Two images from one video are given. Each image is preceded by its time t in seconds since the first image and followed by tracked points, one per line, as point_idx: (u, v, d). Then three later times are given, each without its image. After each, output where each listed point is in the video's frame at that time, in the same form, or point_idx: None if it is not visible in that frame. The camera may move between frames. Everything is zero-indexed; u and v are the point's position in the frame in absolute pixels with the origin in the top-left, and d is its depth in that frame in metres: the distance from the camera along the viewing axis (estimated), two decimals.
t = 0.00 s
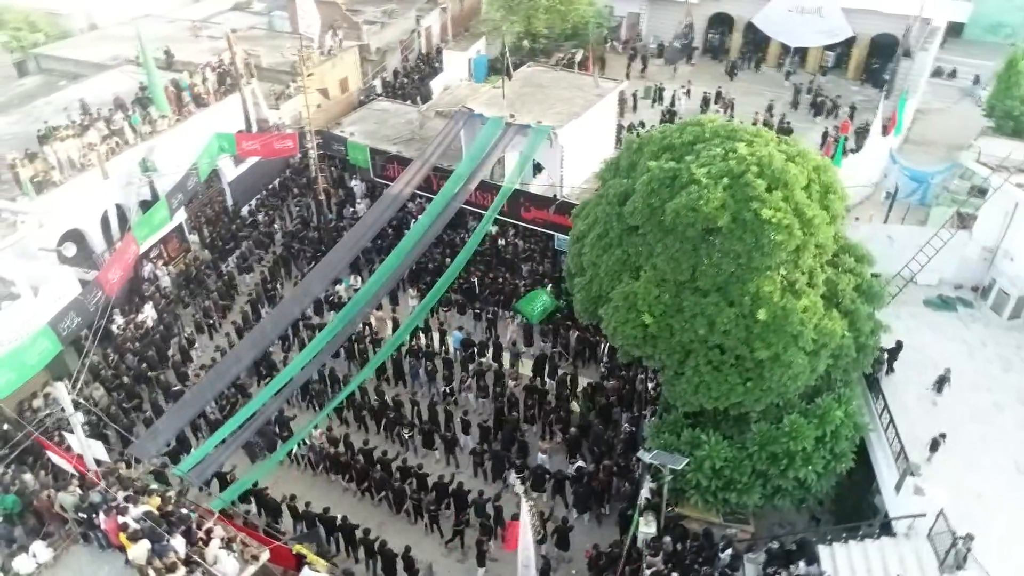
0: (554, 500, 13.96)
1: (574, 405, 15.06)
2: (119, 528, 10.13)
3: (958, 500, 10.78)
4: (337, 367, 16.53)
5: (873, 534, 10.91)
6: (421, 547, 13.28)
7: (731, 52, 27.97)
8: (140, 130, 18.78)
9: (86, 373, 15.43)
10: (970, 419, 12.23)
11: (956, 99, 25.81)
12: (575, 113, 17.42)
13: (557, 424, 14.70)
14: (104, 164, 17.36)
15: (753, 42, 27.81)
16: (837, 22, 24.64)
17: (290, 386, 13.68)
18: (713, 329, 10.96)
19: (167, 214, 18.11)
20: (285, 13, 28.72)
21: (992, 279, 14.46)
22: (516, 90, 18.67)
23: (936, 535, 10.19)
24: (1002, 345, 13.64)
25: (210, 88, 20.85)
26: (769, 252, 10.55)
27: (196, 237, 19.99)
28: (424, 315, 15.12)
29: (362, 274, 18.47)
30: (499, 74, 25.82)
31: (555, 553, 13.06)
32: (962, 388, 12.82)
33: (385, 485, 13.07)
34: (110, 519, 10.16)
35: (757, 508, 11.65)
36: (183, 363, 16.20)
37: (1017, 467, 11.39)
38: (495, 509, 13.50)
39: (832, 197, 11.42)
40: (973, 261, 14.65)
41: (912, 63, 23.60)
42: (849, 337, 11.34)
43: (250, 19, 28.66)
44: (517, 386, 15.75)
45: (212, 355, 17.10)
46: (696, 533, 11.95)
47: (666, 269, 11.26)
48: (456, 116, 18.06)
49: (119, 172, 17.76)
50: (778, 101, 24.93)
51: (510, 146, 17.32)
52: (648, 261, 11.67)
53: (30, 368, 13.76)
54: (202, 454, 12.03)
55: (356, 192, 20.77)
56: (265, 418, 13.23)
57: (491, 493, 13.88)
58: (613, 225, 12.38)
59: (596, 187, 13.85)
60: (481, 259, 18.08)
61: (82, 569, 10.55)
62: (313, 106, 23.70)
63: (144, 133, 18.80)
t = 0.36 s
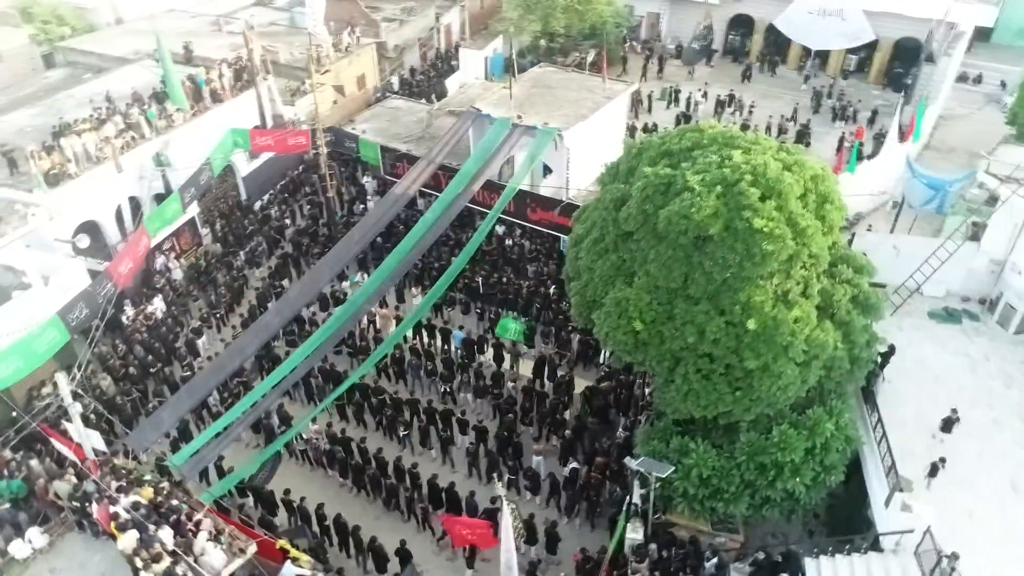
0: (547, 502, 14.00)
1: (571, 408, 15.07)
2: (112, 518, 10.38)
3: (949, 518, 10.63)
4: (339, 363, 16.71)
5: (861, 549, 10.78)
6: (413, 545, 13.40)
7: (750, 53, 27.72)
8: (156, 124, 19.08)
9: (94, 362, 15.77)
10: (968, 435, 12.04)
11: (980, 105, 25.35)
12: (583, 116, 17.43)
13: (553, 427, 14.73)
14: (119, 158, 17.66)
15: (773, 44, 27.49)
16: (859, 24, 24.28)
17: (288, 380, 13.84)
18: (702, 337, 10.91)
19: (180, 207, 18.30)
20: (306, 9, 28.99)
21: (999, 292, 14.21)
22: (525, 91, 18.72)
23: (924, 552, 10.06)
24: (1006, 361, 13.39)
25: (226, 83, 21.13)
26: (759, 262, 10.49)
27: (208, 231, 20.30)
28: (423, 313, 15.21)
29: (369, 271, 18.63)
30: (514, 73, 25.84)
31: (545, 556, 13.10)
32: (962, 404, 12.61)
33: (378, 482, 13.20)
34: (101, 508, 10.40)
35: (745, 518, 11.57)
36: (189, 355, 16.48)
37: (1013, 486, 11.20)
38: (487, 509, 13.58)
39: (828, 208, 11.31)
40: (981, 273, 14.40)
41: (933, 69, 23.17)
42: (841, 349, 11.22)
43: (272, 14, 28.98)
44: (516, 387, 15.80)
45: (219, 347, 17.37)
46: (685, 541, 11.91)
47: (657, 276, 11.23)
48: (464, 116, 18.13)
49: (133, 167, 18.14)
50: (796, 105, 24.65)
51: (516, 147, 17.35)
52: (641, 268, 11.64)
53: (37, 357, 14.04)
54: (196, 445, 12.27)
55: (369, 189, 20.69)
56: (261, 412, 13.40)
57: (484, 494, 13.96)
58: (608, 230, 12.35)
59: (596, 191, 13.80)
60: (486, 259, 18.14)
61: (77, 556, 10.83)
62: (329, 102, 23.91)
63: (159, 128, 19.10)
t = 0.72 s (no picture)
0: (539, 505, 14.01)
1: (567, 412, 15.06)
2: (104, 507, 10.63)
3: (938, 536, 10.48)
4: (341, 359, 16.87)
5: (847, 563, 10.51)
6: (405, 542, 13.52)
7: (770, 55, 27.48)
8: (171, 120, 19.41)
9: (104, 352, 16.13)
10: (964, 451, 11.84)
11: (1005, 112, 24.80)
12: (590, 118, 17.42)
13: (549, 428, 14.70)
14: (131, 152, 18.05)
15: (793, 47, 27.18)
16: (881, 28, 23.87)
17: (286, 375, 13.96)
18: (691, 346, 10.88)
19: (192, 201, 18.69)
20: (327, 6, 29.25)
21: (1005, 305, 13.96)
22: (535, 91, 18.73)
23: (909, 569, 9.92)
24: (1009, 375, 13.14)
25: (242, 80, 21.40)
26: (749, 271, 10.43)
27: (220, 225, 20.58)
28: (424, 312, 15.27)
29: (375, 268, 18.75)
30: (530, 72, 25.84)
31: (534, 559, 13.10)
32: (960, 419, 12.39)
33: (372, 479, 13.32)
34: (93, 498, 10.71)
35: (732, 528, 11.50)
36: (196, 348, 16.76)
37: (1006, 505, 10.99)
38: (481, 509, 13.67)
39: (823, 218, 11.21)
40: (988, 285, 14.15)
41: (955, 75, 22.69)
42: (834, 361, 11.11)
43: (293, 10, 29.29)
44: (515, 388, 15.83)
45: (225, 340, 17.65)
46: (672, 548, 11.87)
47: (648, 284, 11.21)
48: (472, 116, 18.21)
49: (147, 161, 18.52)
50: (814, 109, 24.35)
51: (522, 148, 17.41)
52: (633, 274, 11.61)
53: (46, 347, 14.38)
54: (193, 436, 12.42)
55: (380, 186, 20.70)
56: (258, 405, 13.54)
57: (477, 495, 14.01)
58: (603, 235, 12.33)
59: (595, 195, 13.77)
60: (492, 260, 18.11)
61: (72, 543, 11.11)
62: (345, 99, 24.08)
63: (174, 123, 19.42)
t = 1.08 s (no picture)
0: (531, 507, 14.05)
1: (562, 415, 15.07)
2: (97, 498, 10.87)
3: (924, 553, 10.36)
4: (342, 356, 17.04)
5: None
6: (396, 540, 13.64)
7: (787, 59, 27.22)
8: (183, 116, 19.68)
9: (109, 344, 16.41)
10: (957, 466, 11.68)
11: None
12: (595, 120, 17.41)
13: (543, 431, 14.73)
14: (142, 148, 18.33)
15: (811, 50, 26.87)
16: (899, 32, 23.52)
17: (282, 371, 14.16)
18: (678, 354, 10.85)
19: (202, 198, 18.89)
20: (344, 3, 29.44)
21: (1008, 319, 13.74)
22: (541, 93, 18.74)
23: None
24: (1009, 391, 12.94)
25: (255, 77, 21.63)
26: (737, 281, 10.38)
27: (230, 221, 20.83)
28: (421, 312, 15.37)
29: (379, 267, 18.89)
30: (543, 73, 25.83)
31: (522, 561, 13.13)
32: (955, 433, 12.22)
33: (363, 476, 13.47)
34: (86, 488, 10.98)
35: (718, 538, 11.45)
36: (200, 342, 17.00)
37: (996, 523, 10.84)
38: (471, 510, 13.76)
39: (816, 228, 11.10)
40: (991, 298, 13.94)
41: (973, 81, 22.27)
42: (823, 372, 11.02)
43: (311, 8, 29.51)
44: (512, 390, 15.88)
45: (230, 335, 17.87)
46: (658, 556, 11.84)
47: (638, 291, 11.19)
48: (477, 117, 18.30)
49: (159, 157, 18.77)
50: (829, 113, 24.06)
51: (526, 150, 17.47)
52: (624, 281, 11.59)
53: (52, 336, 14.62)
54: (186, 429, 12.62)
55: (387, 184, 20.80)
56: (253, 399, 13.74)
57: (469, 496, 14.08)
58: (596, 240, 12.33)
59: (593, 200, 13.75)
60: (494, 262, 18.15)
61: (65, 531, 11.28)
62: (358, 97, 24.22)
63: (186, 119, 19.70)
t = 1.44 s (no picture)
0: (522, 509, 14.09)
1: (556, 417, 15.09)
2: (89, 490, 11.10)
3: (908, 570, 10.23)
4: (342, 353, 17.19)
5: None
6: (387, 537, 13.76)
7: (804, 62, 26.91)
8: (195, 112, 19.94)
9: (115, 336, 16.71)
10: (948, 481, 11.53)
11: None
12: (598, 123, 17.38)
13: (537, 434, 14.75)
14: (152, 144, 18.60)
15: (828, 53, 26.56)
16: (917, 36, 23.16)
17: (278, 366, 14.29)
18: (663, 362, 10.82)
19: (210, 193, 19.02)
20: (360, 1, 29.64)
21: (1010, 332, 13.52)
22: (547, 94, 18.74)
23: None
24: (1007, 405, 12.72)
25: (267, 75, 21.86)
26: (723, 290, 10.32)
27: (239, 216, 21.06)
28: (418, 311, 15.42)
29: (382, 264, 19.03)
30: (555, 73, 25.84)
31: (510, 563, 13.18)
32: (949, 447, 12.06)
33: (356, 473, 13.62)
34: (77, 479, 11.17)
35: (702, 547, 11.41)
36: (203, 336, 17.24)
37: (985, 540, 10.69)
38: (461, 510, 13.83)
39: (807, 238, 10.99)
40: (994, 310, 13.72)
41: (991, 87, 21.86)
42: (810, 384, 10.95)
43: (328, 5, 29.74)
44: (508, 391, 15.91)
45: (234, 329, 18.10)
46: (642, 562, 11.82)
47: (626, 298, 11.16)
48: (482, 118, 18.36)
49: (169, 152, 19.08)
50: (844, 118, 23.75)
51: (529, 151, 17.47)
52: (613, 287, 11.56)
53: (58, 328, 14.88)
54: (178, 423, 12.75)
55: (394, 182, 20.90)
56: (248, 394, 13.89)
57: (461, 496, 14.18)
58: (587, 245, 12.30)
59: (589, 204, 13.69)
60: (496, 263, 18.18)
61: (59, 521, 11.52)
62: (370, 95, 24.31)
63: (197, 115, 19.95)
